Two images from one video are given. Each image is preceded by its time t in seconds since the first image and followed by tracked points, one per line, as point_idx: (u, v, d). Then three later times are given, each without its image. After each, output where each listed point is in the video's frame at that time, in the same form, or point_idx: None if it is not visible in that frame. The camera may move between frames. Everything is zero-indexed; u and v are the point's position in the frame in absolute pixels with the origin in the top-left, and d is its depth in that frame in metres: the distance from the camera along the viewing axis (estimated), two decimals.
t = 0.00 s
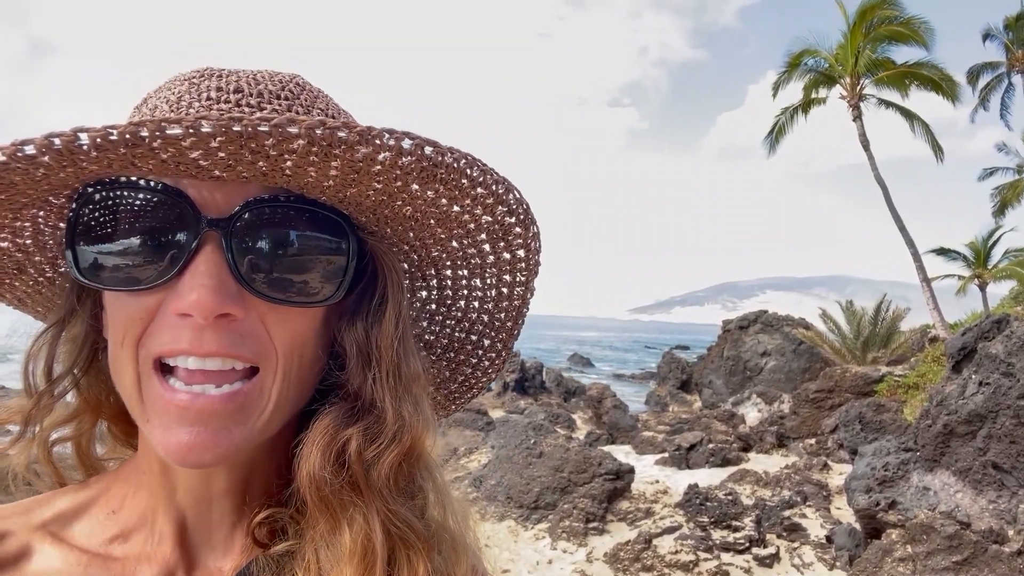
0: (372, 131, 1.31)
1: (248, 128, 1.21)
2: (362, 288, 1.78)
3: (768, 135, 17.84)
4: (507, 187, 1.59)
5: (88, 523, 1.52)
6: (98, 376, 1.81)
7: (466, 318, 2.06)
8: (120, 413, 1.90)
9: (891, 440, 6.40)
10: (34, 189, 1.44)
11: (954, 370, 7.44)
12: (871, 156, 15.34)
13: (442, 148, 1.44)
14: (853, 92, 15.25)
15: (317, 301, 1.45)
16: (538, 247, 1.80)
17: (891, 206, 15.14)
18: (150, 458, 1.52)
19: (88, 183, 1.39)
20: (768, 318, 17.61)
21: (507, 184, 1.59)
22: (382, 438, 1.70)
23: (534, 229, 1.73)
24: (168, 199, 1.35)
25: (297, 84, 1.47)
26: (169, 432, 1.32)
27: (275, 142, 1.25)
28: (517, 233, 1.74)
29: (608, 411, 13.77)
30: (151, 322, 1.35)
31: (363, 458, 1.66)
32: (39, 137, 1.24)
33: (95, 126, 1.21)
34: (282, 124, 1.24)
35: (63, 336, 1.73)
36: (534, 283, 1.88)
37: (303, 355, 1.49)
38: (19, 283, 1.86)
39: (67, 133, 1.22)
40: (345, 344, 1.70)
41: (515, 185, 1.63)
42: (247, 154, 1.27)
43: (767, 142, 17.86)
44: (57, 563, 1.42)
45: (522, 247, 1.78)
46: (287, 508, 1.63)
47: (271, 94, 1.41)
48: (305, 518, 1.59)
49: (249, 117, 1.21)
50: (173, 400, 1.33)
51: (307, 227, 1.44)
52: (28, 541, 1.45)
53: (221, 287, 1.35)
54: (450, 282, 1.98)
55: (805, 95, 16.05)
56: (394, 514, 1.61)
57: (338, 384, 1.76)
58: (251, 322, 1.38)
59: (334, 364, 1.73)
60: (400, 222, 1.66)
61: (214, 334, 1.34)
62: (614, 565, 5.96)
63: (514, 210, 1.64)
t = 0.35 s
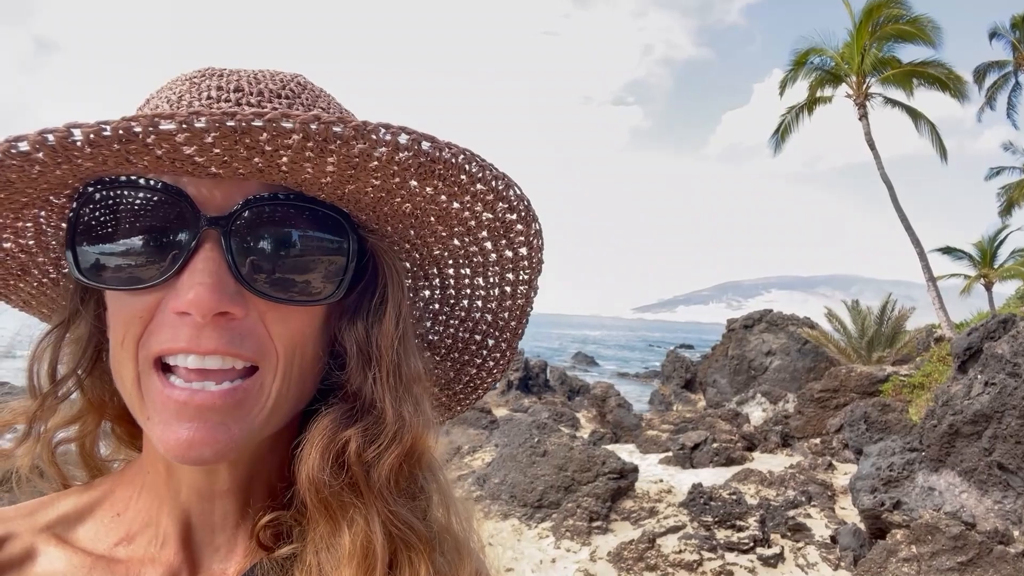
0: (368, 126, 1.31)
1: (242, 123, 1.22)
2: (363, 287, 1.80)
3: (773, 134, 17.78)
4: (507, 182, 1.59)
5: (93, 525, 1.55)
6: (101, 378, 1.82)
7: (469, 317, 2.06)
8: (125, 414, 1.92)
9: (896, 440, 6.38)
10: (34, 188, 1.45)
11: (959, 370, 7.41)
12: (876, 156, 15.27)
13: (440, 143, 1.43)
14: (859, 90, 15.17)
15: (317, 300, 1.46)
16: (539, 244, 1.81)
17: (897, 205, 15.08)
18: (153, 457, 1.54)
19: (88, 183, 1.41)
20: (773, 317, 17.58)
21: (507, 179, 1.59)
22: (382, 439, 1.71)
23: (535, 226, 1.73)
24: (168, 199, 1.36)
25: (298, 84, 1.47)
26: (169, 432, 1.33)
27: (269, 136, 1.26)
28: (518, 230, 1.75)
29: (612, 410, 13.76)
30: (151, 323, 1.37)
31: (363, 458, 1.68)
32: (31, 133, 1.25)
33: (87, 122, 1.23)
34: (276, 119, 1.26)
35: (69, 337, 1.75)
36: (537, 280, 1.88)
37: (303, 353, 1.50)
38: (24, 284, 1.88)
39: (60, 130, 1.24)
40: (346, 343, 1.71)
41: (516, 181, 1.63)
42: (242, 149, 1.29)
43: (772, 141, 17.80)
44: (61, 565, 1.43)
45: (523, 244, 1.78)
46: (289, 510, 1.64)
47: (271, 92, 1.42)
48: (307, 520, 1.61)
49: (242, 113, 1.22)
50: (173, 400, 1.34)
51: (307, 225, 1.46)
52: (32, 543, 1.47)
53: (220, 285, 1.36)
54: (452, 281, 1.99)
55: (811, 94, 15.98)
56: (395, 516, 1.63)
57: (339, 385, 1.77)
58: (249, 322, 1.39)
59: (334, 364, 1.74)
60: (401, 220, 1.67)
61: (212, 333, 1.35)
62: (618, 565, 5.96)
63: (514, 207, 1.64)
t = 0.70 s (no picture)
0: (371, 139, 1.32)
1: (247, 138, 1.22)
2: (361, 291, 1.79)
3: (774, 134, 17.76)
4: (507, 191, 1.59)
5: (91, 527, 1.54)
6: (99, 377, 1.82)
7: (466, 320, 2.06)
8: (122, 413, 1.91)
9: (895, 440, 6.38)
10: (33, 193, 1.45)
11: (958, 371, 7.42)
12: (877, 156, 15.25)
13: (442, 154, 1.44)
14: (860, 91, 15.17)
15: (314, 305, 1.46)
16: (537, 250, 1.80)
17: (897, 205, 15.08)
18: (154, 461, 1.53)
19: (87, 188, 1.40)
20: (772, 317, 17.60)
21: (507, 189, 1.59)
22: (378, 441, 1.71)
23: (533, 233, 1.74)
24: (168, 204, 1.36)
25: (296, 85, 1.47)
26: (168, 437, 1.30)
27: (273, 150, 1.25)
28: (516, 236, 1.75)
29: (611, 409, 13.77)
30: (151, 325, 1.34)
31: (359, 461, 1.67)
32: (36, 147, 1.25)
33: (93, 136, 1.22)
34: (281, 132, 1.25)
35: (65, 338, 1.75)
36: (534, 285, 1.89)
37: (300, 357, 1.49)
38: (20, 284, 1.87)
39: (65, 144, 1.23)
40: (343, 347, 1.70)
41: (515, 190, 1.63)
42: (245, 161, 1.28)
43: (772, 141, 17.79)
44: (59, 567, 1.42)
45: (521, 250, 1.78)
46: (285, 512, 1.64)
47: (270, 96, 1.41)
48: (301, 521, 1.61)
49: (247, 127, 1.21)
50: (170, 406, 1.30)
51: (307, 230, 1.46)
52: (29, 544, 1.46)
53: (220, 291, 1.35)
54: (449, 284, 1.98)
55: (812, 94, 15.97)
56: (390, 518, 1.62)
57: (335, 388, 1.77)
58: (249, 327, 1.37)
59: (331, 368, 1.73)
60: (400, 226, 1.67)
61: (212, 338, 1.32)
62: (616, 564, 5.96)
63: (513, 214, 1.64)
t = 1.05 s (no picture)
0: (367, 120, 1.32)
1: (242, 116, 1.22)
2: (358, 282, 1.79)
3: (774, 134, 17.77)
4: (504, 178, 1.59)
5: (87, 519, 1.54)
6: (96, 371, 1.82)
7: (464, 314, 2.06)
8: (119, 407, 1.90)
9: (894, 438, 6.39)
10: (29, 180, 1.44)
11: (957, 369, 7.42)
12: (877, 155, 15.25)
13: (438, 138, 1.44)
14: (859, 90, 15.17)
15: (311, 294, 1.46)
16: (535, 240, 1.80)
17: (896, 205, 15.08)
18: (150, 454, 1.53)
19: (84, 176, 1.40)
20: (772, 316, 17.62)
21: (503, 176, 1.59)
22: (374, 434, 1.71)
23: (531, 223, 1.73)
24: (163, 191, 1.36)
25: (294, 78, 1.47)
26: (163, 426, 1.30)
27: (268, 130, 1.26)
28: (514, 226, 1.74)
29: (611, 408, 13.77)
30: (146, 313, 1.34)
31: (355, 453, 1.67)
32: (30, 124, 1.24)
33: (88, 114, 1.22)
34: (276, 112, 1.25)
35: (62, 332, 1.74)
36: (532, 277, 1.88)
37: (297, 347, 1.49)
38: (17, 277, 1.87)
39: (59, 122, 1.22)
40: (340, 337, 1.71)
41: (512, 177, 1.63)
42: (240, 142, 1.28)
43: (772, 140, 17.79)
44: (57, 559, 1.42)
45: (519, 241, 1.78)
46: (281, 506, 1.64)
47: (268, 87, 1.41)
48: (298, 514, 1.61)
49: (242, 106, 1.22)
50: (166, 396, 1.31)
51: (303, 219, 1.45)
52: (26, 537, 1.45)
53: (216, 278, 1.35)
54: (447, 277, 1.98)
55: (812, 94, 15.97)
56: (386, 511, 1.62)
57: (332, 380, 1.77)
58: (245, 315, 1.37)
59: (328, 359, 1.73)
60: (397, 214, 1.67)
61: (208, 325, 1.32)
62: (616, 562, 5.97)
63: (510, 202, 1.64)
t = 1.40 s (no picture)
0: (369, 125, 1.31)
1: (241, 122, 1.21)
2: (359, 286, 1.79)
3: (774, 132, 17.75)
4: (506, 182, 1.58)
5: (87, 524, 1.53)
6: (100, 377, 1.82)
7: (465, 318, 2.06)
8: (121, 413, 1.91)
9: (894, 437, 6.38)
10: (28, 184, 1.44)
11: (959, 368, 7.42)
12: (877, 153, 15.24)
13: (440, 142, 1.43)
14: (860, 88, 15.15)
15: (312, 299, 1.46)
16: (537, 245, 1.80)
17: (897, 203, 15.08)
18: (149, 459, 1.53)
19: (82, 180, 1.40)
20: (772, 314, 17.63)
21: (506, 179, 1.58)
22: (376, 438, 1.70)
23: (533, 226, 1.73)
24: (162, 196, 1.35)
25: (293, 80, 1.46)
26: (161, 430, 1.30)
27: (268, 135, 1.25)
28: (516, 230, 1.74)
29: (611, 407, 13.77)
30: (145, 317, 1.34)
31: (356, 458, 1.67)
32: (28, 130, 1.24)
33: (85, 118, 1.21)
34: (276, 117, 1.24)
35: (64, 337, 1.74)
36: (534, 281, 1.88)
37: (298, 352, 1.49)
38: (16, 281, 1.87)
39: (57, 126, 1.22)
40: (341, 342, 1.70)
41: (514, 181, 1.62)
42: (240, 146, 1.27)
43: (773, 139, 17.78)
44: (57, 565, 1.41)
45: (522, 244, 1.77)
46: (282, 511, 1.64)
47: (267, 89, 1.41)
48: (300, 519, 1.61)
49: (242, 111, 1.21)
50: (165, 400, 1.31)
51: (304, 223, 1.45)
52: (26, 542, 1.45)
53: (215, 281, 1.35)
54: (448, 281, 1.98)
55: (812, 92, 15.95)
56: (387, 516, 1.62)
57: (333, 384, 1.77)
58: (245, 319, 1.37)
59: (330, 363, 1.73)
60: (399, 218, 1.67)
61: (207, 329, 1.33)
62: (616, 561, 5.97)
63: (513, 206, 1.63)
